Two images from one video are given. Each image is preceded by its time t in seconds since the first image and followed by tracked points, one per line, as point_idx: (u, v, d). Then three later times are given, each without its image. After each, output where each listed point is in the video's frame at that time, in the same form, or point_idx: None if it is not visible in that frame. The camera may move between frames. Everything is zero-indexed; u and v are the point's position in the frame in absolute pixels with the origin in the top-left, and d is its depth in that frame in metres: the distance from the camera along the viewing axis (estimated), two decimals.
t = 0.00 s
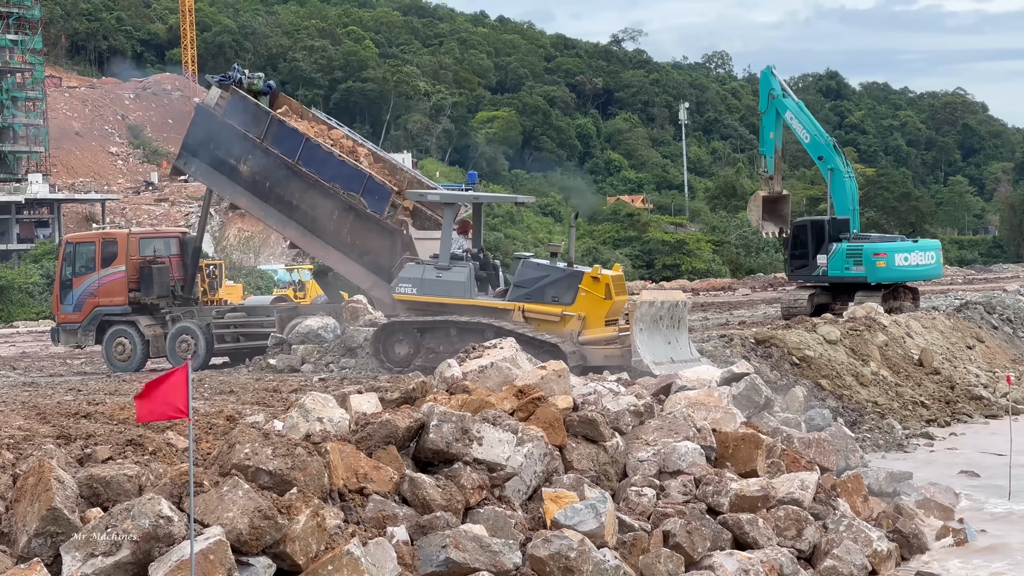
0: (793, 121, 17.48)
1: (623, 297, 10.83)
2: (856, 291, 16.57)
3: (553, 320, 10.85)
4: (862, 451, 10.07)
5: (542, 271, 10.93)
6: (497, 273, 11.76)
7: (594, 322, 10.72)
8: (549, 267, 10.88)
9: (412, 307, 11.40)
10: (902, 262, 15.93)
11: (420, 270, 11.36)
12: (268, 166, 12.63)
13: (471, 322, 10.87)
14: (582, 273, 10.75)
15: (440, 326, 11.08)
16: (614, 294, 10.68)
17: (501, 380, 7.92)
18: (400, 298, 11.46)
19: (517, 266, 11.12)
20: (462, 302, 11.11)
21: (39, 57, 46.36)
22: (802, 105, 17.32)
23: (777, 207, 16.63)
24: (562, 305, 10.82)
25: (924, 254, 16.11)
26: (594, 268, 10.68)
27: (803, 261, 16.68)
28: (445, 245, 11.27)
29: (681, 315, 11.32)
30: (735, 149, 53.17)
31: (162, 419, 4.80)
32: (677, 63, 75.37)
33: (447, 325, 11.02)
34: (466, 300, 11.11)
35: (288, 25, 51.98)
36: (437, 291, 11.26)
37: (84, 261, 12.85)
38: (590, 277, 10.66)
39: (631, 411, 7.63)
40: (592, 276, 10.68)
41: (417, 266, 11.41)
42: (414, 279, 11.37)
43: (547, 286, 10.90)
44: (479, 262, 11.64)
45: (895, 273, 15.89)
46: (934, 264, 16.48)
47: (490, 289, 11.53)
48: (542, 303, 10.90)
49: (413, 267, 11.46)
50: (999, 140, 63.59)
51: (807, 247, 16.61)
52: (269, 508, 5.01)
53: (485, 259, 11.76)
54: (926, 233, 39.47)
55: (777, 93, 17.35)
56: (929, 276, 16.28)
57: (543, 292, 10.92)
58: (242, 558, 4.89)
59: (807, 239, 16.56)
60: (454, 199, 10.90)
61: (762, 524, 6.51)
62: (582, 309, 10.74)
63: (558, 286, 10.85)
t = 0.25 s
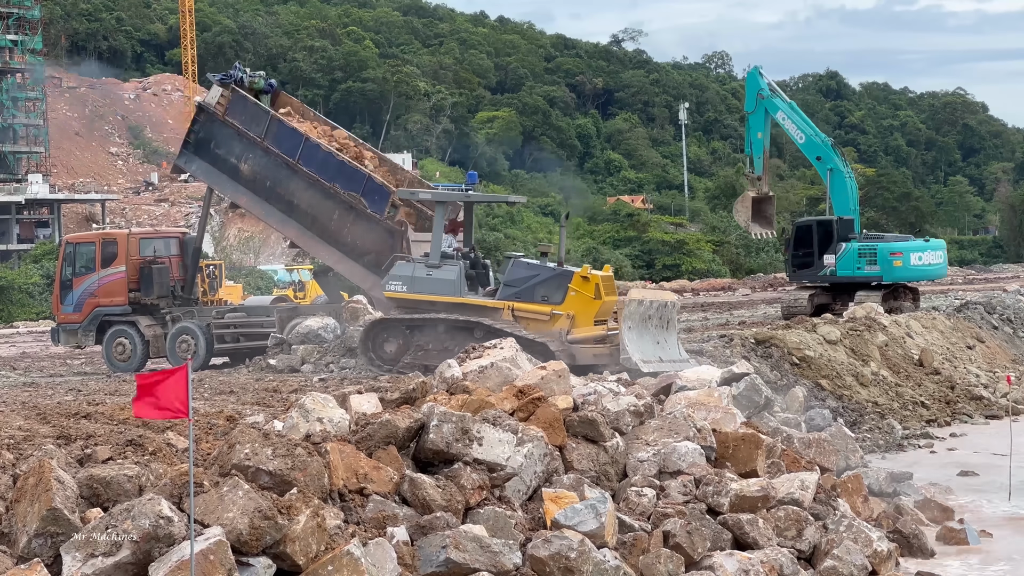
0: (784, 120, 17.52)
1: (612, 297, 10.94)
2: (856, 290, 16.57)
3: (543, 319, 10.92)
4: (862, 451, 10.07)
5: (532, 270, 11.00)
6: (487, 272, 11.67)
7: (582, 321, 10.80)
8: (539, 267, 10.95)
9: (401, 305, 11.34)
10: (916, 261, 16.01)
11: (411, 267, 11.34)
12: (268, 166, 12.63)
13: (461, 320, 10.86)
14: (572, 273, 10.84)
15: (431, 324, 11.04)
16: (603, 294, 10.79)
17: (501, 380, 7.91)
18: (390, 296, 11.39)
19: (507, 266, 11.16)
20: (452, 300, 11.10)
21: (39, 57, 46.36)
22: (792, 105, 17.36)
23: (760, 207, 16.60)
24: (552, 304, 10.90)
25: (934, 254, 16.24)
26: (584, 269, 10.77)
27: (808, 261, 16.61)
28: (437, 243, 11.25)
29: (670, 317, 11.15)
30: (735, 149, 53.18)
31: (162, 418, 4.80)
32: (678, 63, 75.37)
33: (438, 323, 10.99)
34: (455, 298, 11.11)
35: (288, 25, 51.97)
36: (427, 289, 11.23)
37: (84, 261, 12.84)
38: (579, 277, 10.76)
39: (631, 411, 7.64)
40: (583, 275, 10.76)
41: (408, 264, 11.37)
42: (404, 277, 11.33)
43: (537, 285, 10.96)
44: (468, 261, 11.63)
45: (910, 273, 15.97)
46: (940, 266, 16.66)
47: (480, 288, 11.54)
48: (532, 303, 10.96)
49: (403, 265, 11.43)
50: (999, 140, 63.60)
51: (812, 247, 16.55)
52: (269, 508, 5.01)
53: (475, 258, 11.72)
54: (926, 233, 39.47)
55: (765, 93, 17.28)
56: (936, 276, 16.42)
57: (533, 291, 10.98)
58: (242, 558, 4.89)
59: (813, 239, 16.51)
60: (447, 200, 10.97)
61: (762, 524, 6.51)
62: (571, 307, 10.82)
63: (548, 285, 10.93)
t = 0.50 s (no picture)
0: (777, 120, 17.46)
1: (601, 295, 10.91)
2: (857, 290, 16.58)
3: (532, 318, 10.92)
4: (862, 451, 10.07)
5: (520, 270, 11.03)
6: (476, 271, 11.75)
7: (570, 318, 10.80)
8: (527, 266, 10.97)
9: (391, 306, 11.40)
10: (926, 261, 16.08)
11: (399, 269, 11.40)
12: (269, 165, 12.64)
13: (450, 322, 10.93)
14: (560, 271, 10.84)
15: (420, 326, 11.14)
16: (591, 293, 10.77)
17: (501, 380, 7.91)
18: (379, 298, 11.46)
19: (495, 266, 11.22)
20: (441, 301, 11.15)
21: (39, 57, 46.36)
22: (785, 105, 17.30)
23: (751, 209, 16.46)
24: (540, 303, 10.91)
25: (940, 254, 16.36)
26: (572, 267, 10.76)
27: (813, 261, 16.56)
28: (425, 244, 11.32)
29: (658, 313, 11.16)
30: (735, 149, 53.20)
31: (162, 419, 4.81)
32: (678, 64, 75.39)
33: (427, 324, 11.08)
34: (444, 299, 11.14)
35: (287, 26, 51.95)
36: (415, 290, 11.29)
37: (84, 261, 12.84)
38: (567, 275, 10.75)
39: (631, 411, 7.64)
40: (570, 274, 10.76)
41: (397, 265, 11.44)
42: (393, 278, 11.38)
43: (525, 284, 10.99)
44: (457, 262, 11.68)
45: (919, 272, 16.04)
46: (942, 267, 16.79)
47: (469, 289, 11.56)
48: (520, 302, 10.98)
49: (392, 267, 11.49)
50: (999, 140, 63.63)
51: (817, 247, 16.53)
52: (269, 509, 5.01)
53: (464, 259, 11.78)
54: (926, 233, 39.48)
55: (757, 92, 17.16)
56: (940, 276, 16.53)
57: (521, 291, 11.01)
58: (242, 558, 4.89)
59: (818, 238, 16.50)
60: (434, 200, 10.99)
61: (762, 524, 6.51)
62: (559, 305, 10.83)
63: (536, 285, 10.95)
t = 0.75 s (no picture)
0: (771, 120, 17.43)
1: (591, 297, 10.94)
2: (856, 290, 16.59)
3: (521, 318, 10.94)
4: (861, 451, 10.07)
5: (511, 270, 11.03)
6: (466, 271, 11.63)
7: (559, 318, 10.83)
8: (518, 266, 10.98)
9: (381, 304, 11.35)
10: (937, 260, 16.09)
11: (390, 267, 11.33)
12: (269, 164, 12.62)
13: (440, 320, 10.89)
14: (550, 272, 10.87)
15: (410, 323, 11.09)
16: (581, 294, 10.81)
17: (500, 380, 7.92)
18: (369, 295, 11.40)
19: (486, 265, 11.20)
20: (431, 299, 11.09)
21: (39, 58, 46.34)
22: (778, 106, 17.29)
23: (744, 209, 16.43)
24: (530, 304, 10.94)
25: (946, 256, 16.43)
26: (562, 268, 10.80)
27: (820, 261, 16.51)
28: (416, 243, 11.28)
29: (647, 313, 11.23)
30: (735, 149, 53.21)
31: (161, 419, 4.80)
32: (677, 64, 75.40)
33: (417, 322, 11.02)
34: (434, 298, 11.09)
35: (287, 26, 51.92)
36: (405, 289, 11.24)
37: (84, 261, 12.84)
38: (556, 276, 10.78)
39: (631, 411, 7.65)
40: (560, 275, 10.79)
41: (387, 263, 11.37)
42: (383, 277, 11.32)
43: (515, 285, 10.99)
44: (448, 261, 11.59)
45: (931, 272, 16.04)
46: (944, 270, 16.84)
47: (459, 287, 11.49)
48: (510, 302, 10.99)
49: (383, 265, 11.41)
50: (998, 140, 63.67)
51: (824, 247, 16.50)
52: (269, 509, 5.01)
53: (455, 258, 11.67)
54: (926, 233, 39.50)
55: (749, 92, 17.11)
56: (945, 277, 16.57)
57: (511, 291, 11.02)
58: (241, 559, 4.89)
59: (826, 239, 16.48)
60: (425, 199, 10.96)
61: (761, 524, 6.50)
62: (548, 305, 10.87)
63: (526, 285, 10.96)
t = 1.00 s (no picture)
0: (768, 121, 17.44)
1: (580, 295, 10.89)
2: (856, 290, 16.60)
3: (511, 317, 10.94)
4: (861, 452, 10.08)
5: (499, 269, 11.04)
6: (456, 271, 11.62)
7: (547, 317, 10.81)
8: (506, 265, 10.99)
9: (371, 304, 11.42)
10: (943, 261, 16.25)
11: (379, 268, 11.38)
12: (269, 163, 12.56)
13: (429, 320, 10.93)
14: (539, 271, 10.85)
15: (398, 324, 11.13)
16: (570, 292, 10.76)
17: (500, 381, 7.92)
18: (360, 296, 11.47)
19: (476, 265, 11.23)
20: (420, 300, 11.13)
21: (39, 58, 46.32)
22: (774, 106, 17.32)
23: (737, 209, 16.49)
24: (519, 303, 10.93)
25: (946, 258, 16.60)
26: (550, 266, 10.78)
27: (828, 261, 16.46)
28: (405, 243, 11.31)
29: (637, 310, 11.19)
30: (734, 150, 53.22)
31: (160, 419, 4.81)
32: (677, 65, 75.44)
33: (406, 322, 11.06)
34: (423, 298, 11.11)
35: (287, 26, 51.94)
36: (395, 289, 11.28)
37: (84, 262, 12.85)
38: (545, 275, 10.77)
39: (630, 411, 7.65)
40: (549, 274, 10.77)
41: (377, 264, 11.43)
42: (373, 278, 11.40)
43: (504, 284, 11.00)
44: (437, 261, 11.60)
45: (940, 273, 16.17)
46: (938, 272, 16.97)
47: (449, 288, 11.50)
48: (499, 301, 10.99)
49: (373, 266, 11.48)
50: (998, 140, 63.70)
51: (832, 247, 16.44)
52: (269, 509, 5.02)
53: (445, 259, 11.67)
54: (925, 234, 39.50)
55: (743, 93, 17.17)
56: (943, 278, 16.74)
57: (501, 290, 11.02)
58: (241, 559, 4.90)
59: (834, 240, 16.43)
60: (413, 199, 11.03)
61: (761, 524, 6.50)
62: (537, 304, 10.85)
63: (515, 284, 10.96)
